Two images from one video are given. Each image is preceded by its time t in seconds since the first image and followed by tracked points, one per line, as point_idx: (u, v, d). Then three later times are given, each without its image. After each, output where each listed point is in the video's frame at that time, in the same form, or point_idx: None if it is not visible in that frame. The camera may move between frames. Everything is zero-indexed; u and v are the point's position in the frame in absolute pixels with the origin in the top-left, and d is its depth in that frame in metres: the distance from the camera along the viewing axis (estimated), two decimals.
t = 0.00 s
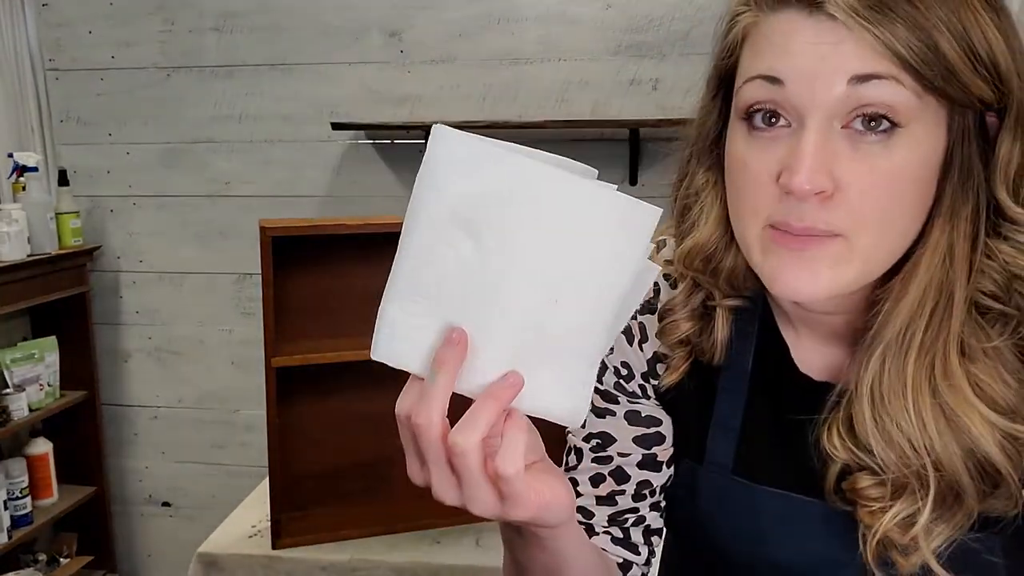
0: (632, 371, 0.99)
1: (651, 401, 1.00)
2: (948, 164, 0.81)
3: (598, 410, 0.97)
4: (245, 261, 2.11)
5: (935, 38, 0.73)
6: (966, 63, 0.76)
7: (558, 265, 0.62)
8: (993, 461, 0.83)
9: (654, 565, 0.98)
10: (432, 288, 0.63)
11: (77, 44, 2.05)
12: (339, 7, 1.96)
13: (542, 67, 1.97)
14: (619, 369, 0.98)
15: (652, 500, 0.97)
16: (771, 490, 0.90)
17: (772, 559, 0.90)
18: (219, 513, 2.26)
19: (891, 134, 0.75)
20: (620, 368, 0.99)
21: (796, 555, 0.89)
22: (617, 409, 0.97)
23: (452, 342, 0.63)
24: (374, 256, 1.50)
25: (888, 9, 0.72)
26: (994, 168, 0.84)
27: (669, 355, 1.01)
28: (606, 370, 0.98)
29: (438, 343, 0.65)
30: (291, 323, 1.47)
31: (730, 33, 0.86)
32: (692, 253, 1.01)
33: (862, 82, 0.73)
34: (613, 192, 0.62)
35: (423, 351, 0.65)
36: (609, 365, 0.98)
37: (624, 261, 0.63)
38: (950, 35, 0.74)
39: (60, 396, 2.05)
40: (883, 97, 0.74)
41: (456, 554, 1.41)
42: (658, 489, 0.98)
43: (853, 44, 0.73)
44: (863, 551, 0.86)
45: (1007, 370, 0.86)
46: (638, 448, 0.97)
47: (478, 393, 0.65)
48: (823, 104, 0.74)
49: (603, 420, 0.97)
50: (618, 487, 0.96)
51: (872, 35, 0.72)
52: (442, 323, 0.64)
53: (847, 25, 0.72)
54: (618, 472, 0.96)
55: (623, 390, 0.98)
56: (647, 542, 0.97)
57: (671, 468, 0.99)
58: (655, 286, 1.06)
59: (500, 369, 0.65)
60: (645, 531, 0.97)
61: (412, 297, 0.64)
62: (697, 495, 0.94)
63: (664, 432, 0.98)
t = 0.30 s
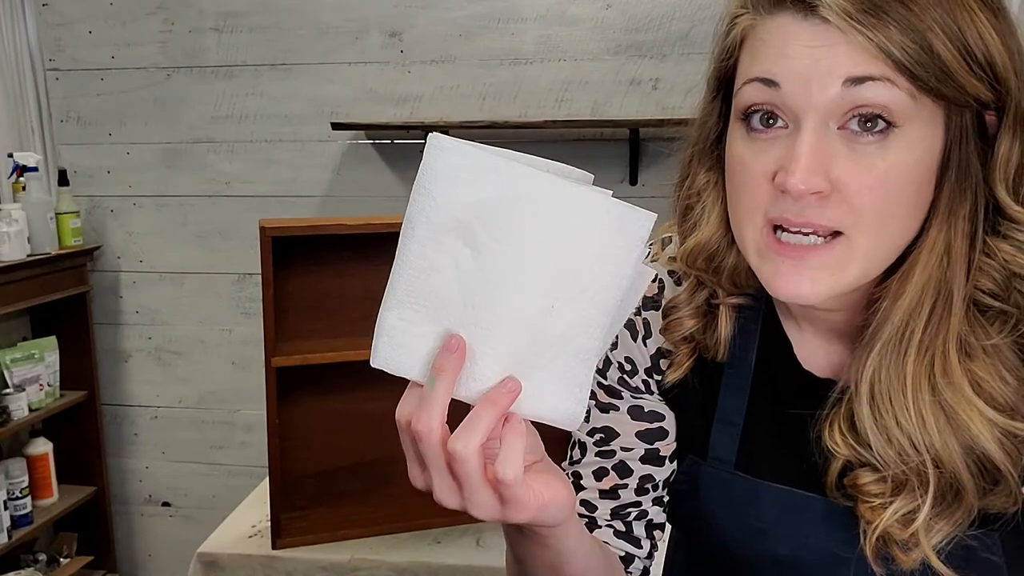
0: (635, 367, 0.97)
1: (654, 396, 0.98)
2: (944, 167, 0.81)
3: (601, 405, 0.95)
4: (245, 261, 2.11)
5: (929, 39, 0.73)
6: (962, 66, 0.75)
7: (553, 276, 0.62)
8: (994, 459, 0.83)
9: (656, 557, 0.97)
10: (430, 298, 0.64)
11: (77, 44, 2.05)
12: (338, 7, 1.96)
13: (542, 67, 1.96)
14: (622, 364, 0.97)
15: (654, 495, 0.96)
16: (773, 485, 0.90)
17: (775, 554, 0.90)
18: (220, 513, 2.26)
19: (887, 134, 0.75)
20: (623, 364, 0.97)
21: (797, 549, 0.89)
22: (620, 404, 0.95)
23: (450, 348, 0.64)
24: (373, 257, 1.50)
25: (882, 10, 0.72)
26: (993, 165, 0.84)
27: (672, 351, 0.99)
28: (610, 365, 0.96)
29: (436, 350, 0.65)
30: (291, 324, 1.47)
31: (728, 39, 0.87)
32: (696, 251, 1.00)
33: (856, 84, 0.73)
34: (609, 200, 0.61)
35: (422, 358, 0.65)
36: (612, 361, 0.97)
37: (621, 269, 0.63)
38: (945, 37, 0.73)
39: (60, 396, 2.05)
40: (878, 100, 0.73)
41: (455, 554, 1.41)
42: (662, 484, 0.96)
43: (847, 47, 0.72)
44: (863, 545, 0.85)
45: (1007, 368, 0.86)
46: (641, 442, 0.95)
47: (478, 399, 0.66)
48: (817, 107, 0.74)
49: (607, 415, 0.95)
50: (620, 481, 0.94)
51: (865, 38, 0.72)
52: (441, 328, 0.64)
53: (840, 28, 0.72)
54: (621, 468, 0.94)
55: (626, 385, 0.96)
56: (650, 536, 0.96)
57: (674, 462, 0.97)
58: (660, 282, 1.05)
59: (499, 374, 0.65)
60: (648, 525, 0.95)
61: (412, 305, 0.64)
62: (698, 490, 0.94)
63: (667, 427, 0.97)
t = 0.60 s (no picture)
0: (641, 344, 0.97)
1: (659, 373, 0.98)
2: (941, 146, 0.80)
3: (608, 382, 0.96)
4: (245, 261, 2.11)
5: (925, 22, 0.73)
6: (958, 48, 0.75)
7: (553, 243, 0.62)
8: (989, 434, 0.84)
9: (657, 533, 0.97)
10: (435, 263, 0.64)
11: (77, 44, 2.05)
12: (339, 7, 1.96)
13: (542, 67, 1.96)
14: (628, 341, 0.97)
15: (658, 470, 0.96)
16: (774, 462, 0.91)
17: (773, 529, 0.91)
18: (220, 513, 2.26)
19: (885, 113, 0.75)
20: (630, 341, 0.97)
21: (796, 523, 0.90)
22: (626, 381, 0.95)
23: (455, 313, 0.64)
24: (373, 256, 1.50)
25: None
26: (989, 147, 0.83)
27: (680, 331, 0.98)
28: (616, 343, 0.97)
29: (441, 314, 0.65)
30: (290, 322, 1.47)
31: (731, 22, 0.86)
32: (703, 231, 0.97)
33: (855, 63, 0.73)
34: (607, 170, 0.61)
35: (428, 322, 0.65)
36: (619, 338, 0.97)
37: (621, 238, 0.63)
38: (940, 19, 0.74)
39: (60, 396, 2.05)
40: (876, 78, 0.73)
41: (455, 553, 1.41)
42: (665, 460, 0.96)
43: (845, 29, 0.72)
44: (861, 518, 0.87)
45: (1002, 343, 0.86)
46: (646, 419, 0.95)
47: (482, 361, 0.66)
48: (817, 86, 0.74)
49: (614, 391, 0.95)
50: (624, 455, 0.95)
51: (863, 19, 0.72)
52: (446, 293, 0.64)
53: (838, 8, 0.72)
54: (626, 442, 0.95)
55: (632, 362, 0.96)
56: (652, 511, 0.96)
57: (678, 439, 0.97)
58: (668, 263, 1.02)
59: (502, 339, 0.65)
60: (650, 499, 0.96)
61: (418, 269, 0.64)
62: (700, 467, 0.95)
63: (672, 405, 0.96)
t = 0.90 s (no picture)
0: (648, 313, 0.99)
1: (664, 343, 0.99)
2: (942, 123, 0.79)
3: (617, 349, 1.00)
4: (246, 261, 2.12)
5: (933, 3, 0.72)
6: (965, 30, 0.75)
7: (576, 197, 0.66)
8: (975, 394, 0.79)
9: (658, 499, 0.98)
10: (466, 202, 0.68)
11: (77, 44, 2.05)
12: (339, 7, 1.96)
13: (542, 67, 1.97)
14: (636, 310, 1.00)
15: (659, 439, 0.97)
16: (769, 427, 0.88)
17: (766, 494, 0.88)
18: (220, 513, 2.26)
19: (896, 92, 0.75)
20: (637, 310, 1.00)
21: (789, 487, 0.87)
22: (631, 348, 0.99)
23: (482, 250, 0.67)
24: (373, 256, 1.50)
25: None
26: (987, 123, 0.81)
27: (686, 300, 0.98)
28: (626, 313, 1.00)
29: (466, 251, 0.68)
30: (290, 321, 1.47)
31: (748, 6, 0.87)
32: (712, 203, 0.98)
33: (871, 43, 0.73)
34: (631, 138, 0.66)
35: (454, 256, 0.69)
36: (628, 308, 1.00)
37: (636, 205, 0.67)
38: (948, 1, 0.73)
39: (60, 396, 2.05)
40: (888, 56, 0.73)
41: (455, 554, 1.41)
42: (667, 429, 0.97)
43: (861, 8, 0.72)
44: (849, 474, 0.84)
45: (995, 305, 0.81)
46: (648, 386, 0.97)
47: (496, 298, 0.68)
48: (832, 64, 0.74)
49: (620, 358, 0.99)
50: (626, 420, 0.97)
51: None
52: (472, 232, 0.68)
53: None
54: (627, 408, 0.97)
55: (637, 330, 0.99)
56: (653, 478, 0.97)
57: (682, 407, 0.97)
58: (679, 237, 1.04)
59: (519, 280, 0.69)
60: (651, 467, 0.97)
61: (450, 206, 0.68)
62: (702, 433, 0.93)
63: (674, 373, 0.97)
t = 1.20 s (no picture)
0: (653, 316, 1.00)
1: (669, 346, 0.99)
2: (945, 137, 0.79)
3: (623, 352, 1.00)
4: (246, 261, 2.12)
5: (937, 19, 0.72)
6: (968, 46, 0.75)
7: (562, 260, 0.62)
8: (973, 405, 0.79)
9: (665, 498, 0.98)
10: (450, 271, 0.64)
11: (77, 44, 2.05)
12: (339, 7, 1.96)
13: (542, 67, 1.97)
14: (641, 313, 1.00)
15: (665, 440, 0.96)
16: (769, 429, 0.88)
17: (765, 494, 0.87)
18: (220, 513, 2.26)
19: (899, 106, 0.75)
20: (643, 313, 1.00)
21: (789, 488, 0.86)
22: (636, 352, 0.99)
23: (470, 318, 0.64)
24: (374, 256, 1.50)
25: None
26: (991, 137, 0.81)
27: (693, 304, 0.98)
28: (631, 316, 1.00)
29: (455, 320, 0.65)
30: (289, 321, 1.48)
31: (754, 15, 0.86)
32: (719, 213, 0.97)
33: (876, 59, 0.73)
34: (617, 196, 0.62)
35: (442, 326, 0.66)
36: (634, 311, 1.00)
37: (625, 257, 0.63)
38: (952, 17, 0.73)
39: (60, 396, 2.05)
40: (892, 73, 0.73)
41: (455, 554, 1.41)
42: (672, 430, 0.97)
43: (867, 25, 0.72)
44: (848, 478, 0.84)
45: (995, 316, 0.81)
46: (653, 389, 0.97)
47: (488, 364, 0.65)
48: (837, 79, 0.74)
49: (625, 361, 0.99)
50: (632, 422, 0.97)
51: (880, 15, 0.72)
52: (459, 299, 0.65)
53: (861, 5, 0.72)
54: (633, 410, 0.97)
55: (642, 333, 0.99)
56: (660, 478, 0.97)
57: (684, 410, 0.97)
58: (684, 240, 1.05)
59: (511, 343, 0.65)
60: (657, 468, 0.96)
61: (435, 276, 0.65)
62: (703, 434, 0.92)
63: (678, 376, 0.98)
